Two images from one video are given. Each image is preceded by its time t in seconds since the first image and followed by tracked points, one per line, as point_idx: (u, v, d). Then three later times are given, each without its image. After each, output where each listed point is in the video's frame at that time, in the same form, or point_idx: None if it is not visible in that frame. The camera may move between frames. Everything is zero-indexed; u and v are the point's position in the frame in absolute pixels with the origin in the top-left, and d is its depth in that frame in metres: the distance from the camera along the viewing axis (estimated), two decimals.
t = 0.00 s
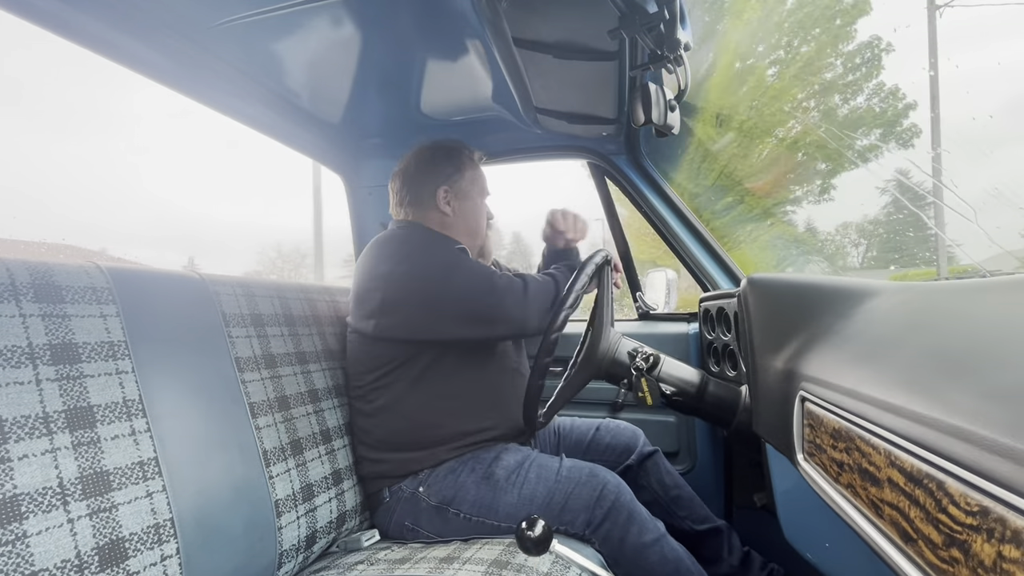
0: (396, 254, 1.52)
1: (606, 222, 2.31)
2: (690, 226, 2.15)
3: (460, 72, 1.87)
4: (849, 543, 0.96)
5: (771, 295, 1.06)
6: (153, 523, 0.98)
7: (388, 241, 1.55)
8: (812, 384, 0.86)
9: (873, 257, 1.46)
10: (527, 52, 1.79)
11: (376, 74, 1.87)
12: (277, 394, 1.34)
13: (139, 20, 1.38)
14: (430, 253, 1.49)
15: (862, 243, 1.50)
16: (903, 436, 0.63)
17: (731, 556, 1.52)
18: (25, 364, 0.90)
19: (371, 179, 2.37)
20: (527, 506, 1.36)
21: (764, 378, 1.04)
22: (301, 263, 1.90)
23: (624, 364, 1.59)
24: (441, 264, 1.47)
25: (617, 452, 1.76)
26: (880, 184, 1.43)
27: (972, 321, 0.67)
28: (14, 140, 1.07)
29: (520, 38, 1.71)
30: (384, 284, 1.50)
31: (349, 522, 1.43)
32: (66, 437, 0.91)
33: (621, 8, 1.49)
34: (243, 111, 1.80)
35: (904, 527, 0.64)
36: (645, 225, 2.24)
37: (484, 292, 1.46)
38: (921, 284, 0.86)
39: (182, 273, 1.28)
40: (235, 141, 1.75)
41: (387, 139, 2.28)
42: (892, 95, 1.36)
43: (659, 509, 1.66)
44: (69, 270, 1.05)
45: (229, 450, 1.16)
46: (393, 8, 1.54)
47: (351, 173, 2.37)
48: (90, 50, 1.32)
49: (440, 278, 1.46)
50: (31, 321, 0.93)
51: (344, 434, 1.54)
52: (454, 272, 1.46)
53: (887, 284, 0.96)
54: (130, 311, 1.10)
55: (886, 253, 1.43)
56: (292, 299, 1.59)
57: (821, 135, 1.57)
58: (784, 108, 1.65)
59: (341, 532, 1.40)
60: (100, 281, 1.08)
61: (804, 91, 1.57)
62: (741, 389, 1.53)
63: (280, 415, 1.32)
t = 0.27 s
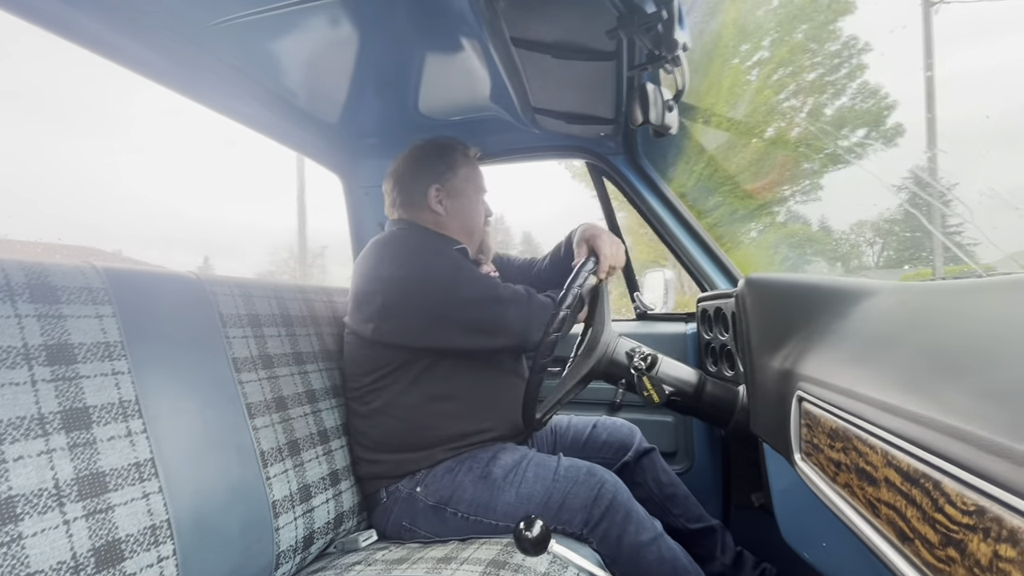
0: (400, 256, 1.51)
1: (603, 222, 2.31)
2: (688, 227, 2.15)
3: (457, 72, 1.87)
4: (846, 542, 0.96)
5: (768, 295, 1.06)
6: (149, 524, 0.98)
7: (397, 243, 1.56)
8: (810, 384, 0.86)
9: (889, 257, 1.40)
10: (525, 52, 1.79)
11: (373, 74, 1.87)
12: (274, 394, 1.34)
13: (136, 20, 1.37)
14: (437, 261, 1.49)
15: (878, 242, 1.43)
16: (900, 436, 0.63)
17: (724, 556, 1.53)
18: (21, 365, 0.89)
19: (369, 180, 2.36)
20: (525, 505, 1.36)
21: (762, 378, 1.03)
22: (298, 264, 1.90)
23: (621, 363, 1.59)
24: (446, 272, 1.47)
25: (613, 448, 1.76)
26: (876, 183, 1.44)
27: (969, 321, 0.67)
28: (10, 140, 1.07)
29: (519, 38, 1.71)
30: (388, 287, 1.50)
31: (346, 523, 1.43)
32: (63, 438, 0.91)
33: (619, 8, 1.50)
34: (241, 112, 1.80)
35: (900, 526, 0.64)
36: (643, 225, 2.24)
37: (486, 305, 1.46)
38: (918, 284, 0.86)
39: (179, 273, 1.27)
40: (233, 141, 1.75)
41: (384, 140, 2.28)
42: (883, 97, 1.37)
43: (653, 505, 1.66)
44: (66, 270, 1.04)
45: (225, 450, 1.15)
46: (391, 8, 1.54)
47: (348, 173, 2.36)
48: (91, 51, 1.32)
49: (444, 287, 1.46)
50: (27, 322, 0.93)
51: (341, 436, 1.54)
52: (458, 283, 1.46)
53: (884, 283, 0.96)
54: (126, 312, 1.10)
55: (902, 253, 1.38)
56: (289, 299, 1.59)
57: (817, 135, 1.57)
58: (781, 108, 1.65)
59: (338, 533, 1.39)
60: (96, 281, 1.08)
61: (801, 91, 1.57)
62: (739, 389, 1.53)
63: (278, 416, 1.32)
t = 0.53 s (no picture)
0: (386, 254, 1.53)
1: (603, 221, 2.31)
2: (690, 227, 2.15)
3: (457, 71, 1.87)
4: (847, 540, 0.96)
5: (769, 294, 1.06)
6: (151, 523, 0.98)
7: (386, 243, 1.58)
8: (810, 383, 0.86)
9: (913, 256, 1.30)
10: (526, 50, 1.79)
11: (373, 73, 1.86)
12: (275, 394, 1.34)
13: (136, 19, 1.37)
14: (412, 273, 1.49)
15: (902, 241, 1.33)
16: (901, 434, 0.63)
17: (724, 553, 1.53)
18: (23, 364, 0.89)
19: (369, 179, 2.37)
20: (525, 505, 1.36)
21: (763, 377, 1.04)
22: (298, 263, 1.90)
23: (621, 362, 1.60)
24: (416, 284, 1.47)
25: (614, 445, 1.77)
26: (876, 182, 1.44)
27: (970, 320, 0.67)
28: (10, 140, 1.07)
29: (519, 37, 1.71)
30: (368, 290, 1.51)
31: (347, 522, 1.43)
32: (64, 437, 0.91)
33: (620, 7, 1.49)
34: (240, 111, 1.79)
35: (901, 524, 0.64)
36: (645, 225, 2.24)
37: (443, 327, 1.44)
38: (920, 283, 0.86)
39: (180, 272, 1.27)
40: (233, 140, 1.75)
41: (384, 139, 2.28)
42: (883, 96, 1.36)
43: (654, 503, 1.66)
44: (67, 270, 1.05)
45: (226, 450, 1.15)
46: (391, 7, 1.54)
47: (348, 172, 2.37)
48: (86, 48, 1.32)
49: (410, 302, 1.46)
50: (29, 321, 0.93)
51: (343, 436, 1.54)
52: (422, 301, 1.45)
53: (885, 282, 0.96)
54: (128, 311, 1.10)
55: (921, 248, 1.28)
56: (289, 298, 1.59)
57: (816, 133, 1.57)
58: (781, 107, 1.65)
59: (339, 532, 1.39)
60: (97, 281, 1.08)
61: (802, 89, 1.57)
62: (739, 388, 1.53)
63: (279, 415, 1.32)
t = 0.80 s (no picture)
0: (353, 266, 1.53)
1: (605, 223, 2.31)
2: (691, 228, 2.15)
3: (459, 73, 1.87)
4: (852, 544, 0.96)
5: (770, 297, 1.05)
6: (151, 523, 0.98)
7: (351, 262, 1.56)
8: (812, 386, 0.86)
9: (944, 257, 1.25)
10: (529, 53, 1.79)
11: (375, 75, 1.86)
12: (275, 394, 1.34)
13: (138, 20, 1.37)
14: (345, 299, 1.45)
15: (930, 241, 1.28)
16: (902, 438, 0.63)
17: (724, 558, 1.52)
18: (23, 364, 0.89)
19: (370, 180, 2.37)
20: (525, 509, 1.35)
21: (764, 380, 1.03)
22: (299, 263, 1.90)
23: (622, 364, 1.58)
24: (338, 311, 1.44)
25: (614, 449, 1.76)
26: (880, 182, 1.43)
27: (972, 324, 0.67)
28: (12, 141, 1.07)
29: (520, 38, 1.71)
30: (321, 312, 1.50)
31: (347, 523, 1.43)
32: (65, 437, 0.91)
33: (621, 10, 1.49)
34: (240, 112, 1.80)
35: (903, 528, 0.64)
36: (646, 226, 2.24)
37: (338, 361, 1.39)
38: (922, 286, 0.86)
39: (181, 273, 1.28)
40: (234, 141, 1.75)
41: (386, 140, 2.28)
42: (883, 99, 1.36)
43: (654, 506, 1.66)
44: (69, 270, 1.05)
45: (226, 451, 1.15)
46: (392, 8, 1.54)
47: (349, 173, 2.37)
48: (88, 48, 1.32)
49: (330, 331, 1.42)
50: (30, 321, 0.93)
51: (343, 436, 1.54)
52: (336, 331, 1.41)
53: (887, 285, 0.95)
54: (129, 311, 1.10)
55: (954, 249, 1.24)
56: (290, 299, 1.59)
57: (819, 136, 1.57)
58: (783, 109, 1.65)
59: (339, 533, 1.39)
60: (99, 281, 1.08)
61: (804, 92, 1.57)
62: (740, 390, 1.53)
63: (279, 416, 1.32)
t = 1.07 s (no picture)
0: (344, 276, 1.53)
1: (604, 220, 2.31)
2: (690, 226, 2.15)
3: (458, 71, 1.87)
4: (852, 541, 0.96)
5: (769, 295, 1.05)
6: (152, 522, 0.98)
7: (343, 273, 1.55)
8: (811, 383, 0.86)
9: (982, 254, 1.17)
10: (528, 51, 1.79)
11: (374, 73, 1.86)
12: (275, 393, 1.34)
13: (137, 19, 1.37)
14: (339, 318, 1.44)
15: (969, 238, 1.20)
16: (901, 435, 0.63)
17: (720, 554, 1.53)
18: (23, 364, 0.90)
19: (368, 179, 2.37)
20: (524, 506, 1.36)
21: (763, 377, 1.03)
22: (299, 262, 1.90)
23: (622, 362, 1.59)
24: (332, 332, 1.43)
25: (612, 445, 1.77)
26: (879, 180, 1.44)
27: (970, 322, 0.67)
28: (13, 141, 1.07)
29: (519, 36, 1.71)
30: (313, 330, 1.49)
31: (347, 521, 1.43)
32: (65, 436, 0.91)
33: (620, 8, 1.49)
34: (238, 111, 1.79)
35: (901, 523, 0.64)
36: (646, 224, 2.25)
37: (334, 386, 1.38)
38: (920, 284, 0.86)
39: (180, 271, 1.28)
40: (233, 140, 1.75)
41: (384, 138, 2.28)
42: (882, 97, 1.36)
43: (653, 502, 1.66)
44: (68, 269, 1.05)
45: (226, 449, 1.15)
46: (390, 6, 1.54)
47: (348, 172, 2.37)
48: (86, 47, 1.32)
49: (325, 352, 1.42)
50: (29, 320, 0.93)
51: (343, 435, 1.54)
52: (331, 354, 1.41)
53: (885, 283, 0.95)
54: (129, 310, 1.10)
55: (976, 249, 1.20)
56: (290, 298, 1.59)
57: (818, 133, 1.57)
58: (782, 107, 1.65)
59: (340, 531, 1.40)
60: (98, 281, 1.08)
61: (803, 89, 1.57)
62: (739, 388, 1.53)
63: (278, 415, 1.32)
